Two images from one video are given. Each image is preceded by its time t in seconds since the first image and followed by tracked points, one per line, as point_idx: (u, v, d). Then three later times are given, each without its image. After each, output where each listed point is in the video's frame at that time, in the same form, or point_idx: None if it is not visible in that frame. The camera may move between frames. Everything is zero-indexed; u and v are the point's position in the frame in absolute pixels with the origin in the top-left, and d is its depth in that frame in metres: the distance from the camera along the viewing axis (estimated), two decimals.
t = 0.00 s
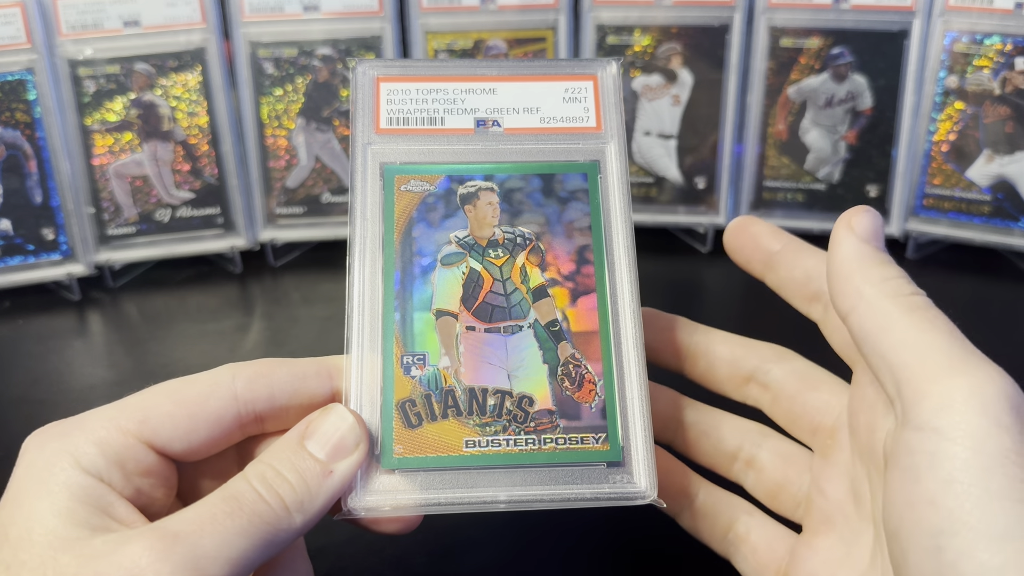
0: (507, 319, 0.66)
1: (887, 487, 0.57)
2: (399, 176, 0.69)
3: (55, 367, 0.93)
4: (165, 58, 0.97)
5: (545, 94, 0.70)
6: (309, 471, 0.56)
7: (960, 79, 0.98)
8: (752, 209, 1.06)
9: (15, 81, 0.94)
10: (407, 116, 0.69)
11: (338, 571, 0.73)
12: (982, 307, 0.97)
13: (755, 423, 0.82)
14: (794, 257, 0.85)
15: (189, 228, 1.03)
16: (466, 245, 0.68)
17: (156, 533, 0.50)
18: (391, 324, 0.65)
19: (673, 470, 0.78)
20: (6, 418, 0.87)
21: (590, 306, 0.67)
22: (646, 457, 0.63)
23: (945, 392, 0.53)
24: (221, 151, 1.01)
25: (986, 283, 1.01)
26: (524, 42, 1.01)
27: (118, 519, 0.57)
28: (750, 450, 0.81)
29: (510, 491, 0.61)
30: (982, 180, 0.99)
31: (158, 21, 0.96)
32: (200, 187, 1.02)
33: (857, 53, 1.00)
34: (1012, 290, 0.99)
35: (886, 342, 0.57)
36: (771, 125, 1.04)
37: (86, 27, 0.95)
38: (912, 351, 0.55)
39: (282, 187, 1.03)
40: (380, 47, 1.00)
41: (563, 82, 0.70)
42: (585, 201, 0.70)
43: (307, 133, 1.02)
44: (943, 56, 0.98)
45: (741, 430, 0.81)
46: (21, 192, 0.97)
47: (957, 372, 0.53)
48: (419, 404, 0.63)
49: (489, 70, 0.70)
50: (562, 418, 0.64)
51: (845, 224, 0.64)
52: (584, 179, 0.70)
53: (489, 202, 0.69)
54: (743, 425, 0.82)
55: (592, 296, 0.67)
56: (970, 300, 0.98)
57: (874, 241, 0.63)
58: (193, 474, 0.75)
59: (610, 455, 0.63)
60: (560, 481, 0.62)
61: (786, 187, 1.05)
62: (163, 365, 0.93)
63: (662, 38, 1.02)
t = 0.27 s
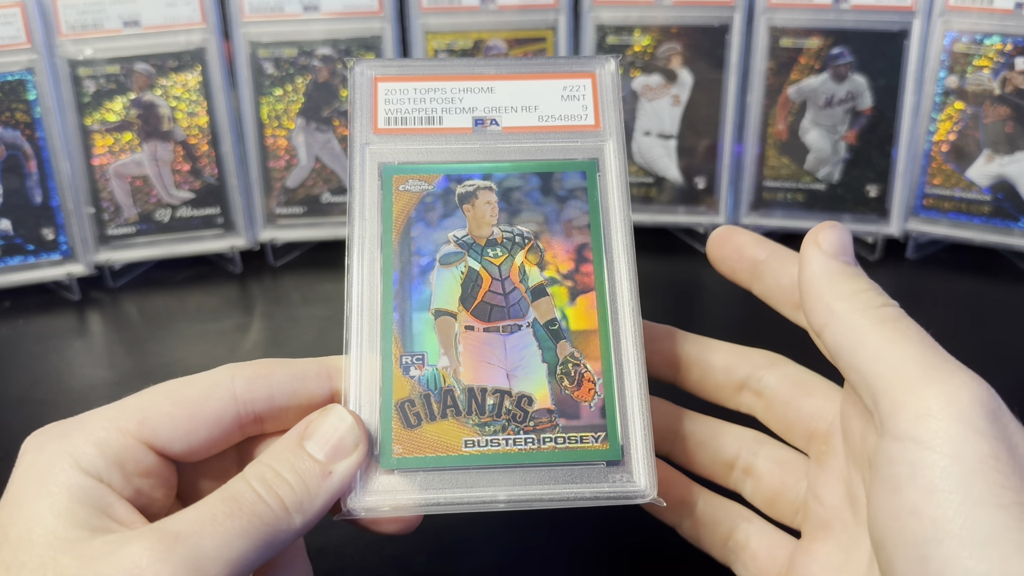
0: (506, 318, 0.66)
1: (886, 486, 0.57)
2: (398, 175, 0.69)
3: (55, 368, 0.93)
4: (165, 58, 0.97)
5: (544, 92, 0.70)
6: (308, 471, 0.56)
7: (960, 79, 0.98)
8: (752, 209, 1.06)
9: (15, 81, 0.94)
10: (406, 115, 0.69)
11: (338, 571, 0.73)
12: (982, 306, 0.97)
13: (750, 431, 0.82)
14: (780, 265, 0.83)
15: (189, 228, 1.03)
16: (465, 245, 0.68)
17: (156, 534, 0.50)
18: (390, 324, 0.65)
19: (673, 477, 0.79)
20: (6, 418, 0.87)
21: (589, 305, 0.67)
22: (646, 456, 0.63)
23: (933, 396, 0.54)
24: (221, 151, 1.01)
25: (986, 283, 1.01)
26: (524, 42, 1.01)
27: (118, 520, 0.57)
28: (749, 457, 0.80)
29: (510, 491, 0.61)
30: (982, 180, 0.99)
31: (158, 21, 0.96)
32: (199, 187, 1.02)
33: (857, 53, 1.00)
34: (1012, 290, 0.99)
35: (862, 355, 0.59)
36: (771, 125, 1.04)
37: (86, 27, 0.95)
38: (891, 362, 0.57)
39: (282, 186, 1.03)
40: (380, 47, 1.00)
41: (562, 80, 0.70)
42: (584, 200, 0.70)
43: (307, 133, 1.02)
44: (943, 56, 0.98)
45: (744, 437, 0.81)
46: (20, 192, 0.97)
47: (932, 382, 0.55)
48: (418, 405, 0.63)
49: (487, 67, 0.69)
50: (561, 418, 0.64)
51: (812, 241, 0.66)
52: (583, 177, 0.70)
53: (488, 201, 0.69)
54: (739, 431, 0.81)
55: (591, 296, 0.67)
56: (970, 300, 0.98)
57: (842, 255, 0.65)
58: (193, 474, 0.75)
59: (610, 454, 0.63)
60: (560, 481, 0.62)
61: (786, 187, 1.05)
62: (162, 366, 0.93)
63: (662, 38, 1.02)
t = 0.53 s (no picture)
0: (507, 318, 0.66)
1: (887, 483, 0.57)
2: (399, 176, 0.69)
3: (55, 367, 0.93)
4: (165, 57, 0.97)
5: (545, 93, 0.70)
6: (309, 471, 0.56)
7: (960, 79, 0.98)
8: (752, 209, 1.06)
9: (15, 81, 0.94)
10: (407, 115, 0.69)
11: (338, 571, 0.73)
12: (982, 306, 0.97)
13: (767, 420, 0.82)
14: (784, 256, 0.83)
15: (189, 228, 1.03)
16: (466, 245, 0.68)
17: (157, 533, 0.50)
18: (391, 324, 0.65)
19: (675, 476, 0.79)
20: (6, 418, 0.87)
21: (590, 305, 0.67)
22: (646, 456, 0.63)
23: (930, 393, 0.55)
24: (221, 150, 1.01)
25: (986, 283, 1.01)
26: (524, 42, 1.01)
27: (119, 519, 0.57)
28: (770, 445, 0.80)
29: (510, 491, 0.61)
30: (982, 180, 0.99)
31: (158, 21, 0.96)
32: (200, 187, 1.02)
33: (857, 53, 1.00)
34: (1012, 290, 0.99)
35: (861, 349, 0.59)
36: (771, 125, 1.04)
37: (86, 27, 0.95)
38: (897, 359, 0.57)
39: (281, 186, 1.03)
40: (380, 47, 1.00)
41: (563, 81, 0.70)
42: (585, 200, 0.70)
43: (306, 133, 1.02)
44: (943, 56, 0.98)
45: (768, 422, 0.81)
46: (20, 192, 0.97)
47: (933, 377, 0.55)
48: (419, 404, 0.63)
49: (489, 68, 0.69)
50: (562, 418, 0.64)
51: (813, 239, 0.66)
52: (584, 177, 0.70)
53: (489, 202, 0.69)
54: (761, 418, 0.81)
55: (592, 295, 0.67)
56: (970, 300, 0.98)
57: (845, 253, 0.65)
58: (194, 474, 0.75)
59: (610, 454, 0.63)
60: (560, 481, 0.62)
61: (786, 187, 1.05)
62: (163, 365, 0.93)
63: (662, 38, 1.02)
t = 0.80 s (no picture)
0: (508, 323, 0.66)
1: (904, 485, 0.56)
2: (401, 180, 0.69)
3: (56, 368, 0.93)
4: (165, 58, 0.97)
5: (546, 100, 0.70)
6: (311, 473, 0.56)
7: (960, 79, 0.98)
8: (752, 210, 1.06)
9: (15, 81, 0.94)
10: (409, 121, 0.69)
11: (339, 571, 0.73)
12: (982, 306, 0.97)
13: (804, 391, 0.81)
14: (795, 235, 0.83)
15: (189, 228, 1.03)
16: (468, 249, 0.68)
17: (159, 535, 0.50)
18: (392, 328, 0.65)
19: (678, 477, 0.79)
20: (7, 418, 0.87)
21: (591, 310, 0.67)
22: (646, 461, 0.63)
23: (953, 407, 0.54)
24: (221, 151, 1.01)
25: (986, 283, 1.01)
26: (524, 42, 1.01)
27: (121, 520, 0.57)
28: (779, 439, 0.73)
29: (510, 494, 0.61)
30: (982, 180, 0.99)
31: (158, 21, 0.96)
32: (200, 187, 1.02)
33: (857, 53, 1.00)
34: (1011, 290, 0.99)
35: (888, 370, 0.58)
36: (771, 125, 1.04)
37: (86, 27, 0.95)
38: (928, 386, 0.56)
39: (282, 186, 1.03)
40: (380, 47, 1.00)
41: (564, 88, 0.70)
42: (585, 206, 0.70)
43: (306, 133, 1.02)
44: (943, 56, 0.98)
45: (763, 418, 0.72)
46: (21, 192, 0.97)
47: (963, 413, 0.53)
48: (420, 408, 0.63)
49: (491, 76, 0.69)
50: (562, 422, 0.64)
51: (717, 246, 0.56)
52: (585, 184, 0.70)
53: (491, 207, 0.69)
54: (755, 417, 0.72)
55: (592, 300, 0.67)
56: (971, 299, 0.98)
57: (752, 262, 0.54)
58: (195, 475, 0.75)
59: (610, 458, 0.63)
60: (560, 485, 0.62)
61: (786, 187, 1.05)
62: (164, 366, 0.93)
63: (662, 37, 1.02)
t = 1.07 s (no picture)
0: (507, 322, 0.66)
1: (931, 476, 0.56)
2: (401, 179, 0.69)
3: (56, 367, 0.93)
4: (165, 58, 0.97)
5: (546, 99, 0.70)
6: (310, 472, 0.56)
7: (960, 79, 0.98)
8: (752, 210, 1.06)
9: (15, 81, 0.94)
10: (409, 119, 0.69)
11: (338, 571, 0.73)
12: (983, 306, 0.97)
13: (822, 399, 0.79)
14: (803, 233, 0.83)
15: (188, 228, 1.03)
16: (468, 248, 0.68)
17: (159, 534, 0.50)
18: (392, 326, 0.65)
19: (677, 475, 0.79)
20: (7, 418, 0.87)
21: (590, 310, 0.67)
22: (645, 461, 0.63)
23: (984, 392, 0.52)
24: (221, 151, 1.01)
25: (987, 282, 1.00)
26: (524, 42, 1.01)
27: (120, 519, 0.57)
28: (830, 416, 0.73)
29: (509, 494, 0.61)
30: (982, 180, 0.99)
31: (158, 21, 0.96)
32: (200, 187, 1.02)
33: (857, 53, 1.00)
34: (1012, 290, 0.99)
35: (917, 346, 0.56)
36: (771, 125, 1.04)
37: (86, 27, 0.95)
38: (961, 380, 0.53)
39: (281, 186, 1.03)
40: (380, 47, 1.00)
41: (565, 87, 0.70)
42: (585, 206, 0.70)
43: (306, 133, 1.02)
44: (943, 56, 0.98)
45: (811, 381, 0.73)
46: (20, 192, 0.97)
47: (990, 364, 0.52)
48: (419, 407, 0.63)
49: (491, 74, 0.69)
50: (561, 422, 0.64)
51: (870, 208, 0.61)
52: (585, 184, 0.70)
53: (491, 206, 0.69)
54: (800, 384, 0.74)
55: (591, 300, 0.67)
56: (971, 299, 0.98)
57: (906, 209, 0.60)
58: (195, 474, 0.74)
59: (609, 459, 0.63)
60: (559, 484, 0.62)
61: (786, 187, 1.05)
62: (163, 366, 0.93)
63: (662, 37, 1.02)
